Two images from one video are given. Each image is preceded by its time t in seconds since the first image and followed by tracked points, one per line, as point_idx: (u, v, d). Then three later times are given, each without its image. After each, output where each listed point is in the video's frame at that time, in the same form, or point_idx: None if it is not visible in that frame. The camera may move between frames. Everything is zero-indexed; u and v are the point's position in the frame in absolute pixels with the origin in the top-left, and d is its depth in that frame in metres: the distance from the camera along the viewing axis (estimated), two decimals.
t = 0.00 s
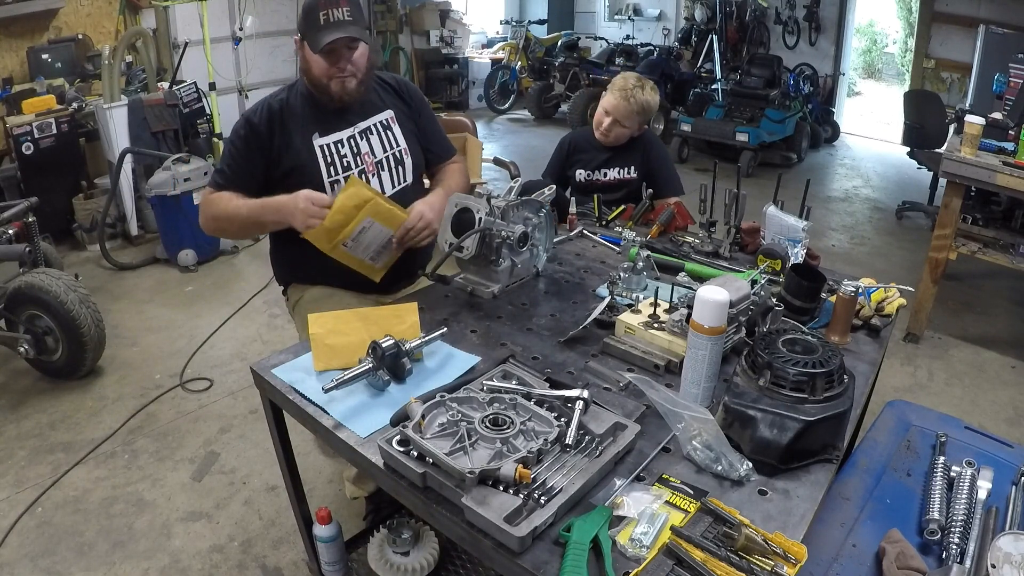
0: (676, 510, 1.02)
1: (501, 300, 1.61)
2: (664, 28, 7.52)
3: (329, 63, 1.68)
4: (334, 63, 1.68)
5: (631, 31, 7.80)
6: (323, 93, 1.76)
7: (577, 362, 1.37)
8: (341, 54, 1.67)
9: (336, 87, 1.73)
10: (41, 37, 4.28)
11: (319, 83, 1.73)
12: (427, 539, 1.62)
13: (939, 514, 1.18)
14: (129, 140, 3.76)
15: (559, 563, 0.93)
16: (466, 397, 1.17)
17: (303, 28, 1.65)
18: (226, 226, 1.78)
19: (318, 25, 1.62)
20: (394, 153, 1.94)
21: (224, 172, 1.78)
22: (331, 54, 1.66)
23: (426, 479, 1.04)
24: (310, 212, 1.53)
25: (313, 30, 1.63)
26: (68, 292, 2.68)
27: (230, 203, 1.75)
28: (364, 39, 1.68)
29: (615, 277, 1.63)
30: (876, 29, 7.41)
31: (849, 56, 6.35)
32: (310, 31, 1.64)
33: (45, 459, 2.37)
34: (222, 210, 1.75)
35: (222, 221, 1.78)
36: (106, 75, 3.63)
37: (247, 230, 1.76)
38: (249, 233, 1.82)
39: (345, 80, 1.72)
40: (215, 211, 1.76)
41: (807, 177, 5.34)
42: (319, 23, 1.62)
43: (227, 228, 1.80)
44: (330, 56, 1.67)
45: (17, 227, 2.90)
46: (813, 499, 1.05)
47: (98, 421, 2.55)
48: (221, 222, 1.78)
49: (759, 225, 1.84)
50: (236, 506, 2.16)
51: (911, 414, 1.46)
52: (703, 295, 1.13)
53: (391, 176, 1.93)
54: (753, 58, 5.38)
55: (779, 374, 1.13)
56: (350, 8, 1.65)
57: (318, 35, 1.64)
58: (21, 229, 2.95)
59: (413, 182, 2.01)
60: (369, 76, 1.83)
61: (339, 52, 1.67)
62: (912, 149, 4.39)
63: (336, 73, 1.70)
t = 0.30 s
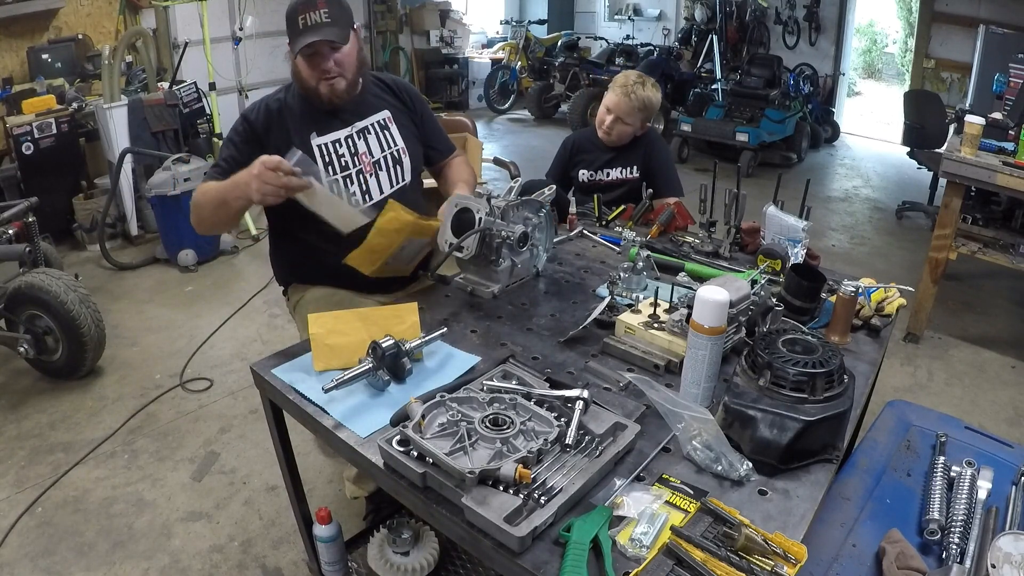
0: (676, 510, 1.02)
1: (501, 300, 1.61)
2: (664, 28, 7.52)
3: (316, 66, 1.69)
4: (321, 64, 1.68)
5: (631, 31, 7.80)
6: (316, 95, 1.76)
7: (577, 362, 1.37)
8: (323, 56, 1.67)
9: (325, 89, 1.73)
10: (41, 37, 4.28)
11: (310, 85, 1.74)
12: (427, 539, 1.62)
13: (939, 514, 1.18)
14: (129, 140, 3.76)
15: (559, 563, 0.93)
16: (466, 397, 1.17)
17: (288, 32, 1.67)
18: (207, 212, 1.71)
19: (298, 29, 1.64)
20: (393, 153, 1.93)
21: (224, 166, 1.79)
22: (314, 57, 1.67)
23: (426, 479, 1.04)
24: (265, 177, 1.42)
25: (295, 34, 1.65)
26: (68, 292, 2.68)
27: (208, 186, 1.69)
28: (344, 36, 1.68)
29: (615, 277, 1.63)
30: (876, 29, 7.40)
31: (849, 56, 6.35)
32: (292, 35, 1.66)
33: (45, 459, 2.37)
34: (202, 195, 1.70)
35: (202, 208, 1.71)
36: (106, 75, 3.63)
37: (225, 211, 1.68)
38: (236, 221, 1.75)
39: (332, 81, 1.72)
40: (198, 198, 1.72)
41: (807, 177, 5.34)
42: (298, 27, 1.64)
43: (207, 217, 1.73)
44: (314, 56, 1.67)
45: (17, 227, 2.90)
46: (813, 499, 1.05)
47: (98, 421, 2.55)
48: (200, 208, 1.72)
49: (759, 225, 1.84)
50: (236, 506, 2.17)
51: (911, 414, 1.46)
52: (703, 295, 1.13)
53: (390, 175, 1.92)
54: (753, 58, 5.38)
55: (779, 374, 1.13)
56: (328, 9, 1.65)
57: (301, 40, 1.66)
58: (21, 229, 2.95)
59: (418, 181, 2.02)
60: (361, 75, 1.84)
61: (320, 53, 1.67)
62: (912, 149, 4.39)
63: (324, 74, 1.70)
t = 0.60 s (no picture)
0: (676, 510, 1.02)
1: (501, 300, 1.61)
2: (664, 28, 7.52)
3: (316, 61, 1.71)
4: (321, 59, 1.70)
5: (631, 31, 7.79)
6: (315, 91, 1.77)
7: (577, 362, 1.37)
8: (325, 49, 1.69)
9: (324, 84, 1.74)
10: (41, 37, 4.28)
11: (311, 82, 1.75)
12: (427, 539, 1.62)
13: (939, 514, 1.18)
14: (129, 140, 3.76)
15: (559, 563, 0.93)
16: (466, 397, 1.17)
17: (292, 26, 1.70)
18: (196, 195, 1.68)
19: (300, 23, 1.67)
20: (394, 153, 1.93)
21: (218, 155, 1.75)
22: (315, 50, 1.69)
23: (426, 479, 1.04)
24: (256, 148, 1.39)
25: (298, 29, 1.68)
26: (68, 292, 2.68)
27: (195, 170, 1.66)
28: (346, 32, 1.70)
29: (615, 277, 1.63)
30: (876, 29, 7.40)
31: (849, 56, 6.35)
32: (296, 30, 1.69)
33: (45, 459, 2.37)
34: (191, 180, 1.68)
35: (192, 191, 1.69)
36: (106, 75, 3.62)
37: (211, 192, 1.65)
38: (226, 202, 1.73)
39: (333, 76, 1.73)
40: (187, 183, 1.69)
41: (807, 177, 5.34)
42: (301, 20, 1.67)
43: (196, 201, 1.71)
44: (316, 51, 1.69)
45: (18, 227, 2.90)
46: (813, 499, 1.05)
47: (98, 421, 2.55)
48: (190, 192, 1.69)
49: (759, 225, 1.84)
50: (236, 506, 2.17)
51: (911, 414, 1.46)
52: (704, 295, 1.13)
53: (391, 175, 1.91)
54: (753, 58, 5.37)
55: (779, 374, 1.13)
56: (331, 4, 1.67)
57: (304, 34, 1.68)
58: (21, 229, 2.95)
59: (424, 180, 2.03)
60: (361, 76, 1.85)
61: (321, 46, 1.69)
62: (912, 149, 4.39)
63: (325, 70, 1.72)
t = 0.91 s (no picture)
0: (676, 510, 1.02)
1: (501, 300, 1.61)
2: (664, 28, 7.52)
3: (331, 54, 1.69)
4: (336, 53, 1.69)
5: (631, 31, 7.79)
6: (324, 86, 1.76)
7: (577, 362, 1.37)
8: (341, 45, 1.68)
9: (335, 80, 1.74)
10: (41, 37, 4.28)
11: (320, 77, 1.74)
12: (427, 539, 1.62)
13: (939, 514, 1.18)
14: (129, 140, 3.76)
15: (558, 563, 0.93)
16: (466, 397, 1.17)
17: (307, 17, 1.66)
18: (222, 197, 1.62)
19: (321, 15, 1.63)
20: (394, 152, 1.92)
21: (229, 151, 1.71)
22: (333, 45, 1.67)
23: (426, 479, 1.04)
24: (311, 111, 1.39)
25: (315, 22, 1.64)
26: (68, 292, 2.68)
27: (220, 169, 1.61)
28: (362, 29, 1.70)
29: (615, 277, 1.63)
30: (876, 29, 7.40)
31: (849, 56, 6.35)
32: (312, 22, 1.65)
33: (44, 459, 2.37)
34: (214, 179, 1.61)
35: (214, 193, 1.61)
36: (106, 75, 3.62)
37: (240, 189, 1.59)
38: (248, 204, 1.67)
39: (345, 72, 1.72)
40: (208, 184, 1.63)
41: (807, 177, 5.34)
42: (321, 14, 1.63)
43: (218, 204, 1.63)
44: (333, 46, 1.67)
45: (18, 227, 2.90)
46: (812, 499, 1.05)
47: (98, 421, 2.55)
48: (214, 196, 1.62)
49: (759, 225, 1.84)
50: (236, 506, 2.17)
51: (911, 414, 1.46)
52: (703, 295, 1.13)
53: (390, 175, 1.91)
54: (753, 58, 5.37)
55: (779, 374, 1.13)
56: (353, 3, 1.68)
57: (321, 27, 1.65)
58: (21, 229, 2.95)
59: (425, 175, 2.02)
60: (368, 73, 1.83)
61: (339, 41, 1.67)
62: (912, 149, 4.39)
63: (337, 65, 1.71)
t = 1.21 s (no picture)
0: (676, 510, 1.02)
1: (501, 300, 1.61)
2: (664, 28, 7.52)
3: (330, 59, 1.69)
4: (335, 58, 1.69)
5: (631, 31, 7.79)
6: (326, 89, 1.76)
7: (577, 362, 1.37)
8: (338, 52, 1.68)
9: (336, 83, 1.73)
10: (41, 37, 4.28)
11: (321, 81, 1.74)
12: (427, 539, 1.62)
13: (939, 514, 1.18)
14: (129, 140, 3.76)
15: (559, 563, 0.93)
16: (466, 397, 1.17)
17: (303, 24, 1.66)
18: (235, 218, 1.72)
19: (318, 22, 1.63)
20: (391, 154, 1.92)
21: (228, 161, 1.75)
22: (331, 52, 1.67)
23: (426, 479, 1.04)
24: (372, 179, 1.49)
25: (311, 29, 1.64)
26: (68, 292, 2.68)
27: (238, 192, 1.71)
28: (361, 32, 1.68)
29: (615, 277, 1.63)
30: (876, 29, 7.40)
31: (849, 56, 6.35)
32: (309, 30, 1.64)
33: (44, 459, 2.37)
34: (231, 198, 1.71)
35: (229, 212, 1.71)
36: (106, 75, 3.62)
37: (256, 218, 1.70)
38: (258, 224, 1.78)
39: (346, 75, 1.72)
40: (223, 203, 1.72)
41: (807, 177, 5.34)
42: (317, 21, 1.63)
43: (231, 223, 1.74)
44: (332, 52, 1.67)
45: (17, 227, 2.90)
46: (813, 499, 1.05)
47: (98, 421, 2.55)
48: (229, 215, 1.72)
49: (759, 225, 1.84)
50: (236, 506, 2.17)
51: (911, 414, 1.46)
52: (703, 295, 1.13)
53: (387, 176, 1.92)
54: (753, 58, 5.37)
55: (779, 374, 1.13)
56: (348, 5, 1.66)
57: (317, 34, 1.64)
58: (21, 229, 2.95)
59: (431, 173, 1.94)
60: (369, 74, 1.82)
61: (336, 48, 1.67)
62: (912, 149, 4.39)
63: (337, 69, 1.71)
